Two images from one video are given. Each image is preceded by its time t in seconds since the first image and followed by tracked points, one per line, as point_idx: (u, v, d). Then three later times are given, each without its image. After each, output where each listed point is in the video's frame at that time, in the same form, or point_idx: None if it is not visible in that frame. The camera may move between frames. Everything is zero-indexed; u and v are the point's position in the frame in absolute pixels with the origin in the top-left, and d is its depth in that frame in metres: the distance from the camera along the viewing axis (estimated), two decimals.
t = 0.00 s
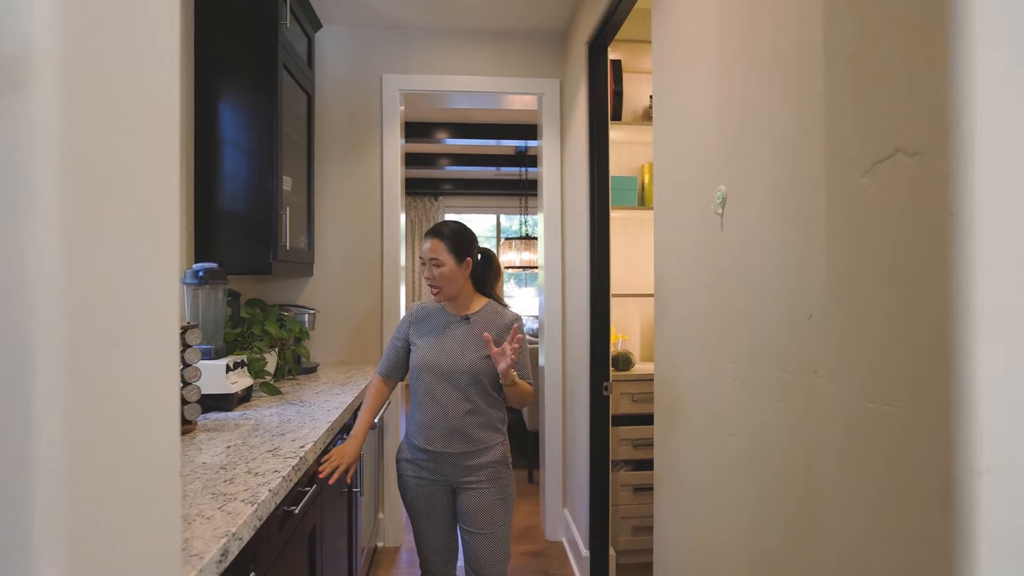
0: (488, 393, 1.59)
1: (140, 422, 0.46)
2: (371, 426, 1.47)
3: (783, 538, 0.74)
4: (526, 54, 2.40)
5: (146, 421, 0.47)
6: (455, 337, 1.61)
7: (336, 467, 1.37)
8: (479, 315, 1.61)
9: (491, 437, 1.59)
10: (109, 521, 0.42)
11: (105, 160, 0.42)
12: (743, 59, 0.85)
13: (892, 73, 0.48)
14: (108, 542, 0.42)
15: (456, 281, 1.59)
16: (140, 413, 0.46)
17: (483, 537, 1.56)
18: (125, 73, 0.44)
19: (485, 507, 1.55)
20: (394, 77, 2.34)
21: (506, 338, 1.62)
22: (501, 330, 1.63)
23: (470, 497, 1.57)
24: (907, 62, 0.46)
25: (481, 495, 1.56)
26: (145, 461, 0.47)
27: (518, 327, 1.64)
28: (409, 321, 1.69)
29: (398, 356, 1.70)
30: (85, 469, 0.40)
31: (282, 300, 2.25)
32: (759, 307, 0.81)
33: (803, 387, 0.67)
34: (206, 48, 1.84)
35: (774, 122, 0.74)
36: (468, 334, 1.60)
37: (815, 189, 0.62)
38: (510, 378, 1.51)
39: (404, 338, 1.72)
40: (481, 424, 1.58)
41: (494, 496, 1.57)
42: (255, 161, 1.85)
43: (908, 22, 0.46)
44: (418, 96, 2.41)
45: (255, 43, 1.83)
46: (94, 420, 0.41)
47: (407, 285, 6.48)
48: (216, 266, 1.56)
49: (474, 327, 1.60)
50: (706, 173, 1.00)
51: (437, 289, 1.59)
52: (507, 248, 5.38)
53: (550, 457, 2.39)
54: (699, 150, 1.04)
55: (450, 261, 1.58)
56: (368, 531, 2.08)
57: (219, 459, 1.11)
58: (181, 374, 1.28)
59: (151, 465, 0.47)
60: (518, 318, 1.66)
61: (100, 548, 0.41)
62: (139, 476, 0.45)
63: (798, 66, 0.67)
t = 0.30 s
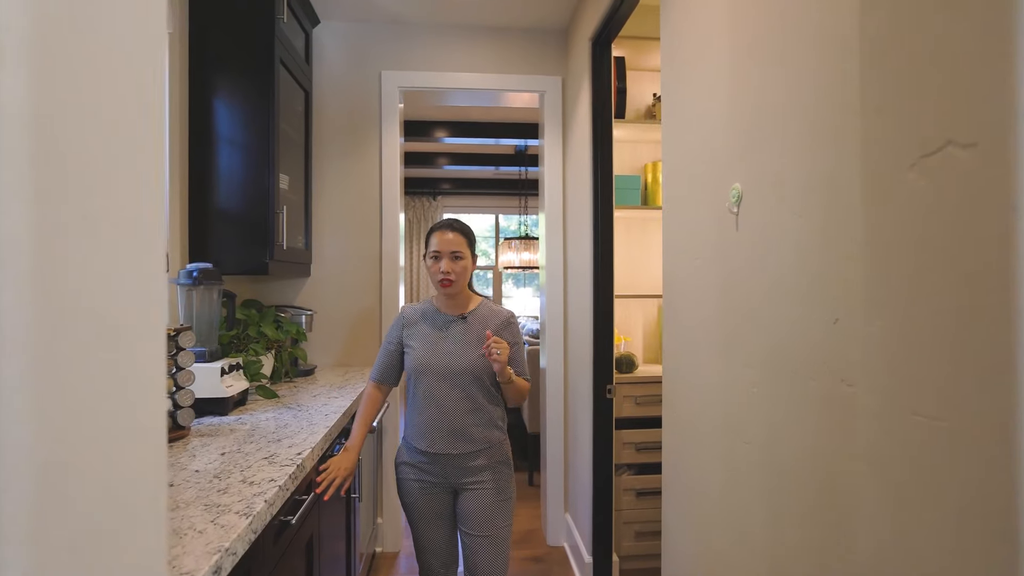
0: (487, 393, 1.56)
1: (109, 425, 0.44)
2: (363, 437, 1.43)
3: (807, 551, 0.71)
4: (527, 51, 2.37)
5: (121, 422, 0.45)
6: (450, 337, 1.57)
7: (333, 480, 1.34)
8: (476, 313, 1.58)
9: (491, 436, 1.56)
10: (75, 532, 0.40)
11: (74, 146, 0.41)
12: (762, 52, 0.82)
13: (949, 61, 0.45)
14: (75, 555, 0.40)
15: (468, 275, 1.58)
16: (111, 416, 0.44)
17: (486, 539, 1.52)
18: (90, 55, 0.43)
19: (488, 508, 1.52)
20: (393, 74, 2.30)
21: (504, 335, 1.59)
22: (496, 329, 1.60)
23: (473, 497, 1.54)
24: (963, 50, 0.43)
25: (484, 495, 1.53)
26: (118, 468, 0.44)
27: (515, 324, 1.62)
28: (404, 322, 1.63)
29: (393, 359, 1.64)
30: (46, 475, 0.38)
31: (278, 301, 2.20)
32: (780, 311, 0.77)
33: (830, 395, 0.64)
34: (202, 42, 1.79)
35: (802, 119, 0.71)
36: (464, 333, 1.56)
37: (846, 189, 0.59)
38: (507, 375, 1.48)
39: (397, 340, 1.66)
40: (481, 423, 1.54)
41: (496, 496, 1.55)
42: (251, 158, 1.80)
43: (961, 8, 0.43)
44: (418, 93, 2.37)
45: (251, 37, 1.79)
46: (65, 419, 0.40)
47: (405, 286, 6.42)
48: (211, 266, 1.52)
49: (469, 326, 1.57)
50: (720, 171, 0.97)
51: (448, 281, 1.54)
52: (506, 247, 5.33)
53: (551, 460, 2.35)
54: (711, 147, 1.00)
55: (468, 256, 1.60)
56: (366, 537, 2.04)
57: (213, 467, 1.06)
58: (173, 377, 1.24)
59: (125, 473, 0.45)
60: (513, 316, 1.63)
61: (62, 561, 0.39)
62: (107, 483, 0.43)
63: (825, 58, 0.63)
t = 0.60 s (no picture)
0: (490, 393, 1.53)
1: (92, 429, 0.42)
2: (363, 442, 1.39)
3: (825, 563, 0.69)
4: (527, 49, 2.33)
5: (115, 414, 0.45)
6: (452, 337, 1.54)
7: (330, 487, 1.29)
8: (477, 312, 1.55)
9: (495, 437, 1.54)
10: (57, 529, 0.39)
11: (58, 142, 0.39)
12: (778, 45, 0.79)
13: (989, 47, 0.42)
14: (48, 565, 0.38)
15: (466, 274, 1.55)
16: (95, 420, 0.43)
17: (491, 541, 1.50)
18: (83, 53, 0.41)
19: (495, 509, 1.50)
20: (391, 71, 2.26)
21: (505, 335, 1.57)
22: (497, 328, 1.57)
23: (480, 499, 1.51)
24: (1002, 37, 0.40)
25: (491, 495, 1.51)
26: (101, 473, 0.43)
27: (514, 324, 1.59)
28: (403, 324, 1.58)
29: (392, 362, 1.59)
30: (20, 475, 0.37)
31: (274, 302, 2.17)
32: (797, 312, 0.74)
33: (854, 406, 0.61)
34: (196, 38, 1.75)
35: (825, 113, 0.68)
36: (465, 333, 1.53)
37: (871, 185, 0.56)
38: (504, 374, 1.44)
39: (395, 343, 1.60)
40: (487, 423, 1.52)
41: (503, 498, 1.53)
42: (245, 156, 1.76)
43: None
44: (415, 91, 2.33)
45: (246, 33, 1.75)
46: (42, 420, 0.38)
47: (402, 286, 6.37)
48: (204, 267, 1.48)
49: (470, 326, 1.54)
50: (730, 168, 0.94)
51: (447, 280, 1.50)
52: (504, 248, 5.29)
53: (551, 463, 2.32)
54: (723, 143, 0.98)
55: (466, 254, 1.57)
56: (364, 542, 2.01)
57: (206, 476, 1.02)
58: (165, 382, 1.20)
59: (103, 479, 0.43)
60: (513, 315, 1.60)
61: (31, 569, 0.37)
62: (85, 489, 0.41)
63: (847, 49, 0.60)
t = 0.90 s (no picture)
0: (500, 394, 1.50)
1: (94, 429, 0.41)
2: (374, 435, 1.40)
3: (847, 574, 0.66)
4: (527, 45, 2.30)
5: (118, 414, 0.44)
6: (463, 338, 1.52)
7: (337, 473, 1.31)
8: (488, 312, 1.52)
9: (504, 438, 1.52)
10: (60, 531, 0.38)
11: (59, 139, 0.38)
12: (795, 37, 0.76)
13: None
14: (50, 567, 0.37)
15: (469, 273, 1.51)
16: (96, 420, 0.41)
17: (497, 541, 1.50)
18: (84, 46, 0.40)
19: (502, 510, 1.49)
20: (389, 68, 2.23)
21: (516, 334, 1.54)
22: (508, 327, 1.54)
23: (487, 498, 1.48)
24: None
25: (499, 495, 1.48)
26: (105, 470, 0.42)
27: (526, 324, 1.56)
28: (418, 322, 1.57)
29: (403, 358, 1.57)
30: (22, 476, 0.36)
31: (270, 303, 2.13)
32: (815, 314, 0.72)
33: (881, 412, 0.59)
34: (190, 33, 1.72)
35: (848, 106, 0.65)
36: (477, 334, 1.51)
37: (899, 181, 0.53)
38: (504, 371, 1.40)
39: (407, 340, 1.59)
40: (496, 425, 1.50)
41: (510, 500, 1.51)
42: (240, 154, 1.72)
43: None
44: (413, 88, 2.30)
45: (240, 28, 1.71)
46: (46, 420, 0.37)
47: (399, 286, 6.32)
48: (198, 267, 1.45)
49: (482, 327, 1.51)
50: (742, 165, 0.92)
51: (448, 278, 1.50)
52: (502, 247, 5.26)
53: (551, 465, 2.29)
54: (734, 139, 0.95)
55: (467, 253, 1.52)
56: (362, 546, 1.97)
57: (198, 484, 0.99)
58: (157, 386, 1.16)
59: (107, 476, 0.42)
60: (524, 316, 1.57)
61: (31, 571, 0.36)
62: (88, 488, 0.40)
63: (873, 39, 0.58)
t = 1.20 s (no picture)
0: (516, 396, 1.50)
1: (88, 431, 0.44)
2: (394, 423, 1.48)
3: None
4: (526, 43, 2.28)
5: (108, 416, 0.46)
6: (484, 337, 1.54)
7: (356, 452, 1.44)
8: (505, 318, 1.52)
9: (520, 438, 1.52)
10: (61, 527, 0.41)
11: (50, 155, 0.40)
12: (807, 31, 0.74)
13: None
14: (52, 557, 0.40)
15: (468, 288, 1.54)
16: (89, 422, 0.44)
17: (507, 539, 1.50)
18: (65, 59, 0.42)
19: (514, 509, 1.49)
20: (386, 66, 2.20)
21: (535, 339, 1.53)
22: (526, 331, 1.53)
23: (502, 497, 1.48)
24: None
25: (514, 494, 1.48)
26: (95, 471, 0.44)
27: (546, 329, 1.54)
28: (445, 324, 1.62)
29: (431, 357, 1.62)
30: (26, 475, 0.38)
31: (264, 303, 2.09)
32: (828, 317, 0.69)
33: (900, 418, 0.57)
34: (183, 28, 1.68)
35: (864, 102, 0.63)
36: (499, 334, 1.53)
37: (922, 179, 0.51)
38: (512, 381, 1.39)
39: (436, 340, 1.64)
40: (512, 426, 1.50)
41: (522, 500, 1.50)
42: (234, 152, 1.69)
43: None
44: (411, 86, 2.27)
45: (234, 24, 1.68)
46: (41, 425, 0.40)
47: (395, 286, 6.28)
48: (190, 267, 1.42)
49: (503, 328, 1.52)
50: (749, 164, 0.90)
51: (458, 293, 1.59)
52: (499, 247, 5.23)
53: (549, 468, 2.27)
54: (742, 137, 0.93)
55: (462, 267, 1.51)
56: (358, 551, 1.94)
57: (188, 492, 0.95)
58: (148, 390, 1.13)
59: (100, 475, 0.45)
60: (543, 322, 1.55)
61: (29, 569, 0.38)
62: (80, 490, 0.43)
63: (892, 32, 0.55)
